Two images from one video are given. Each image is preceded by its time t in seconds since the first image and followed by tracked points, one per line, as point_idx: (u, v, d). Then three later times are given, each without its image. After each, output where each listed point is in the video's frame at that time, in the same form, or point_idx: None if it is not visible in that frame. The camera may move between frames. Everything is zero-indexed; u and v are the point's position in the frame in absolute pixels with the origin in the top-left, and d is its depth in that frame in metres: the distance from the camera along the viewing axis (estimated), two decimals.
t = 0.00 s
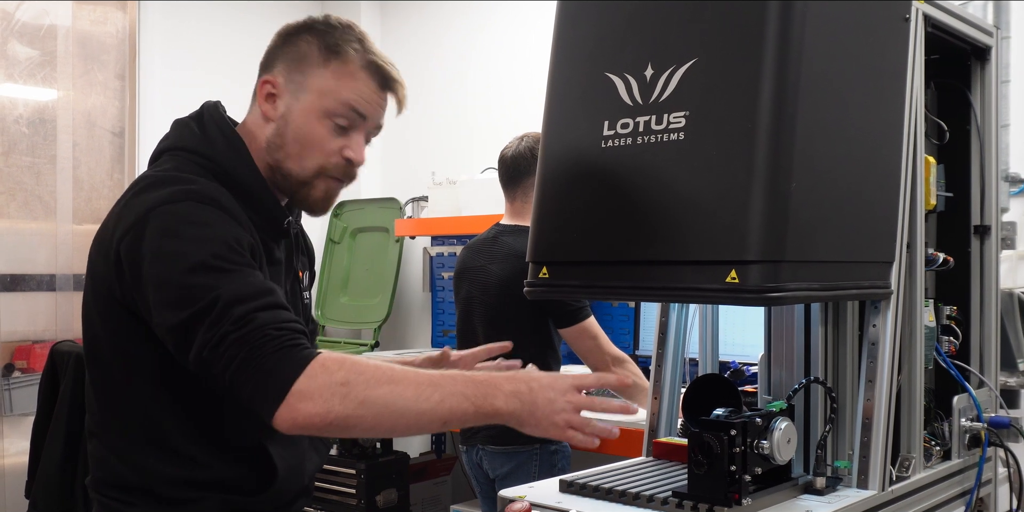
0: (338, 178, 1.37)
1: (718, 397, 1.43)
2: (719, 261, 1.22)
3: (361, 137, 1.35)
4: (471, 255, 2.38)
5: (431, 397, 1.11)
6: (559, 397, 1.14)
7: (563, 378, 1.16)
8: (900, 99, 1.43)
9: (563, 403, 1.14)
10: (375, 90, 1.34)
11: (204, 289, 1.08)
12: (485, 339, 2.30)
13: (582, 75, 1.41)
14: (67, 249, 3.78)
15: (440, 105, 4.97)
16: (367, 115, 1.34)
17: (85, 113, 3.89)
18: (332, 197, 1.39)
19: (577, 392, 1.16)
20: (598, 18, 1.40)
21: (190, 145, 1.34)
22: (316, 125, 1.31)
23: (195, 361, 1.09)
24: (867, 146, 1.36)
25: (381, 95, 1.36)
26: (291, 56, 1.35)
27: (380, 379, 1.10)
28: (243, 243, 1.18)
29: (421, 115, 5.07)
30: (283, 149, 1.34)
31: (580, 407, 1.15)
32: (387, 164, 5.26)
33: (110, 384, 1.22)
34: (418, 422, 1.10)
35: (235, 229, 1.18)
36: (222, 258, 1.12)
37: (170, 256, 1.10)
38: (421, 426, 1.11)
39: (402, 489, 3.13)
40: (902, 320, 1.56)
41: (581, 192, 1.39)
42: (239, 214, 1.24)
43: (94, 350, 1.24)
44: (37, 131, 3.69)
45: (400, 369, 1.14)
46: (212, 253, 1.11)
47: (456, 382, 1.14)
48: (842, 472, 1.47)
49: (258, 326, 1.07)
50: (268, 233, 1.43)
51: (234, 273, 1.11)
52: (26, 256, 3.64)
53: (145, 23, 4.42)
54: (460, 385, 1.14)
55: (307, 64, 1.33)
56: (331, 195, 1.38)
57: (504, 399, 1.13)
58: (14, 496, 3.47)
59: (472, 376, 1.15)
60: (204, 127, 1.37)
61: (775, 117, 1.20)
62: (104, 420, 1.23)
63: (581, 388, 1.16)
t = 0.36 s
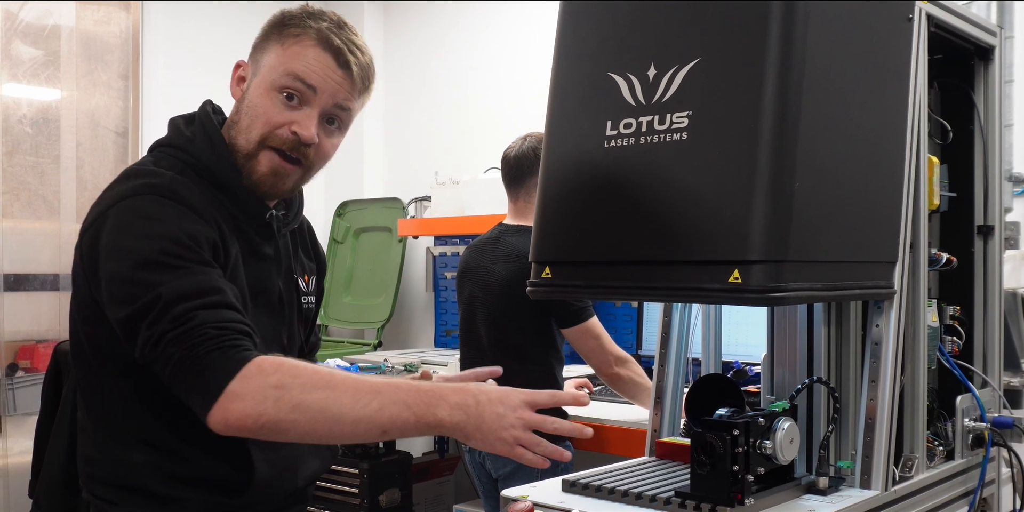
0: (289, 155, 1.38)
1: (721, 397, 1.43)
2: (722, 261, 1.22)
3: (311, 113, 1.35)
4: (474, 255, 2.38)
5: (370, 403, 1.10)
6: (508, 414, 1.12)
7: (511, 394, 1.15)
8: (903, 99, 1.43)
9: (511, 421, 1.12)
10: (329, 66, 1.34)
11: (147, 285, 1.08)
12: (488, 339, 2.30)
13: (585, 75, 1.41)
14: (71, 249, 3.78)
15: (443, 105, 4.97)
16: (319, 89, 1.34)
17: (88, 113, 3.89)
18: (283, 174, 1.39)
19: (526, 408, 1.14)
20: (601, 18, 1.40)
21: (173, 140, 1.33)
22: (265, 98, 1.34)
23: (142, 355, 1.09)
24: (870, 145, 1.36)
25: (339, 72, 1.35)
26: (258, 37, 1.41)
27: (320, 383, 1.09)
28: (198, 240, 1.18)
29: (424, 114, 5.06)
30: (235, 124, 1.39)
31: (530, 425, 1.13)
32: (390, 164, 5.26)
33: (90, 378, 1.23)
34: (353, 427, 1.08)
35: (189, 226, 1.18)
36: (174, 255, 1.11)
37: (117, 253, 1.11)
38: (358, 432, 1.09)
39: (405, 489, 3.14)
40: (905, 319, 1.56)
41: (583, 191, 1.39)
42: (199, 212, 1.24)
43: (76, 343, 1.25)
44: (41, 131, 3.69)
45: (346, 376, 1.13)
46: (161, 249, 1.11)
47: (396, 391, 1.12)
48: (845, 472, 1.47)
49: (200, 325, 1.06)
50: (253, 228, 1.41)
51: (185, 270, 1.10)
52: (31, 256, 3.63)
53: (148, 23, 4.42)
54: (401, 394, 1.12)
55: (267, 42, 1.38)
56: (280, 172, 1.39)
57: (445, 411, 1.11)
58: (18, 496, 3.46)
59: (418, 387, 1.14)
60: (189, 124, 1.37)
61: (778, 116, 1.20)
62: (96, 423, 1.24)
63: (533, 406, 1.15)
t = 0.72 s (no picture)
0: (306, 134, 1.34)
1: (721, 397, 1.43)
2: (723, 261, 1.22)
3: (314, 87, 1.32)
4: (475, 255, 2.38)
5: (212, 474, 1.05)
6: (360, 494, 1.02)
7: (365, 464, 1.04)
8: (903, 99, 1.43)
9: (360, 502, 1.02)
10: (309, 37, 1.33)
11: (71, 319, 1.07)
12: (488, 339, 2.30)
13: (586, 74, 1.41)
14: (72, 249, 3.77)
15: (445, 105, 4.98)
16: (312, 63, 1.32)
17: (90, 113, 3.89)
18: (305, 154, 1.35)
19: (381, 484, 1.03)
20: (602, 18, 1.40)
21: (140, 140, 1.28)
22: (270, 86, 1.28)
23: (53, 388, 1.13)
24: (871, 145, 1.36)
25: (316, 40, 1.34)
26: (211, 33, 1.30)
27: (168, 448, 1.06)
28: (151, 259, 1.12)
29: (425, 114, 5.06)
30: (243, 125, 1.29)
31: (384, 503, 1.03)
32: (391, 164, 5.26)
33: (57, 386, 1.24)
34: (200, 496, 1.05)
35: (145, 242, 1.12)
36: (107, 296, 1.08)
37: (71, 260, 1.08)
38: (204, 504, 1.05)
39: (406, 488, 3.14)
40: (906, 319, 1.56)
41: (584, 191, 1.39)
42: (160, 214, 1.17)
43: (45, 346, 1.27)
44: (42, 131, 3.69)
45: (201, 441, 1.08)
46: (100, 277, 1.08)
47: (239, 464, 1.06)
48: (846, 472, 1.46)
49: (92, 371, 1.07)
50: (230, 215, 1.34)
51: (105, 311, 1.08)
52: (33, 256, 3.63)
53: (149, 23, 4.43)
54: (247, 468, 1.05)
55: (235, 34, 1.29)
56: (303, 153, 1.34)
57: (286, 494, 1.04)
58: (19, 496, 3.45)
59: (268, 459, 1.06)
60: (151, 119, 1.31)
61: (779, 116, 1.20)
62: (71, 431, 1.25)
63: (390, 482, 1.04)
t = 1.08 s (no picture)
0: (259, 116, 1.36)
1: (724, 396, 1.43)
2: (724, 260, 1.22)
3: (258, 69, 1.33)
4: (476, 255, 2.39)
5: (224, 445, 1.08)
6: (364, 394, 1.11)
7: (356, 370, 1.12)
8: (904, 98, 1.43)
9: (371, 404, 1.12)
10: (246, 17, 1.32)
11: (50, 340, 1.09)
12: (489, 339, 2.30)
13: (587, 73, 1.41)
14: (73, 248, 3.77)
15: (445, 105, 4.97)
16: (256, 47, 1.33)
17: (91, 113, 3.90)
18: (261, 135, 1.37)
19: (381, 375, 1.13)
20: (603, 17, 1.40)
21: (84, 142, 1.27)
22: (218, 76, 1.28)
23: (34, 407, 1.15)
24: (872, 144, 1.36)
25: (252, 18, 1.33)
26: (147, 26, 1.27)
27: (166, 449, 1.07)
28: (126, 270, 1.14)
29: (426, 114, 5.06)
30: (200, 120, 1.29)
31: (391, 389, 1.13)
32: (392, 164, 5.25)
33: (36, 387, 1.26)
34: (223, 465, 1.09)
35: (112, 253, 1.14)
36: (79, 320, 1.09)
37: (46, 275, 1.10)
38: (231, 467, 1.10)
39: (406, 489, 3.14)
40: (907, 318, 1.56)
41: (585, 192, 1.39)
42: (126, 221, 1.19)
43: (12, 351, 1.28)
44: (43, 131, 3.70)
45: (190, 429, 1.09)
46: (72, 298, 1.09)
47: (242, 426, 1.09)
48: (847, 471, 1.46)
49: (80, 387, 1.08)
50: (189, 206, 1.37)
51: (87, 331, 1.09)
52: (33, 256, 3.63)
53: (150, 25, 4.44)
54: (252, 421, 1.10)
55: (174, 27, 1.26)
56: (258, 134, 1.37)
57: (300, 420, 1.10)
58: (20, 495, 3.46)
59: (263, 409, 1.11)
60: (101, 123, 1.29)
61: (780, 116, 1.20)
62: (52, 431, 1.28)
63: (385, 370, 1.13)
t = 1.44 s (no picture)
0: (237, 121, 1.33)
1: (728, 397, 1.43)
2: (728, 261, 1.22)
3: (234, 74, 1.32)
4: (478, 255, 2.39)
5: (115, 486, 1.10)
6: None
7: (236, 492, 1.07)
8: (907, 99, 1.43)
9: None
10: (222, 23, 1.32)
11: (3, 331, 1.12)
12: (492, 339, 2.30)
13: (591, 73, 1.41)
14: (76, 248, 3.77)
15: (448, 105, 4.97)
16: (233, 51, 1.32)
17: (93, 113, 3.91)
18: (241, 137, 1.35)
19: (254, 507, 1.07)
20: (607, 17, 1.40)
21: (90, 153, 1.30)
22: (185, 78, 1.28)
23: None
24: (876, 145, 1.36)
25: (230, 25, 1.33)
26: (128, 30, 1.30)
27: (81, 477, 1.09)
28: (81, 275, 1.16)
29: (428, 114, 5.06)
30: (170, 120, 1.30)
31: None
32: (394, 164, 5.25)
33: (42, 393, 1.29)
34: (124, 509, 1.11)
35: (81, 266, 1.16)
36: (37, 319, 1.13)
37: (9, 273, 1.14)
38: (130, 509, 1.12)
39: (409, 489, 3.14)
40: (910, 318, 1.56)
41: (589, 194, 1.39)
42: (100, 226, 1.20)
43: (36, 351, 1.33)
44: (45, 132, 3.71)
45: (114, 467, 1.10)
46: (28, 298, 1.13)
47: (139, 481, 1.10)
48: (850, 472, 1.46)
49: (17, 383, 1.12)
50: (187, 209, 1.37)
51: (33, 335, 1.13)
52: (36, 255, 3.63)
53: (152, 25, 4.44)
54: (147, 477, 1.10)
55: (148, 30, 1.29)
56: (237, 138, 1.34)
57: (178, 502, 1.09)
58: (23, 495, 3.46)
59: (161, 477, 1.10)
60: (97, 131, 1.32)
61: (784, 118, 1.20)
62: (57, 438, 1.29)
63: (259, 503, 1.07)
